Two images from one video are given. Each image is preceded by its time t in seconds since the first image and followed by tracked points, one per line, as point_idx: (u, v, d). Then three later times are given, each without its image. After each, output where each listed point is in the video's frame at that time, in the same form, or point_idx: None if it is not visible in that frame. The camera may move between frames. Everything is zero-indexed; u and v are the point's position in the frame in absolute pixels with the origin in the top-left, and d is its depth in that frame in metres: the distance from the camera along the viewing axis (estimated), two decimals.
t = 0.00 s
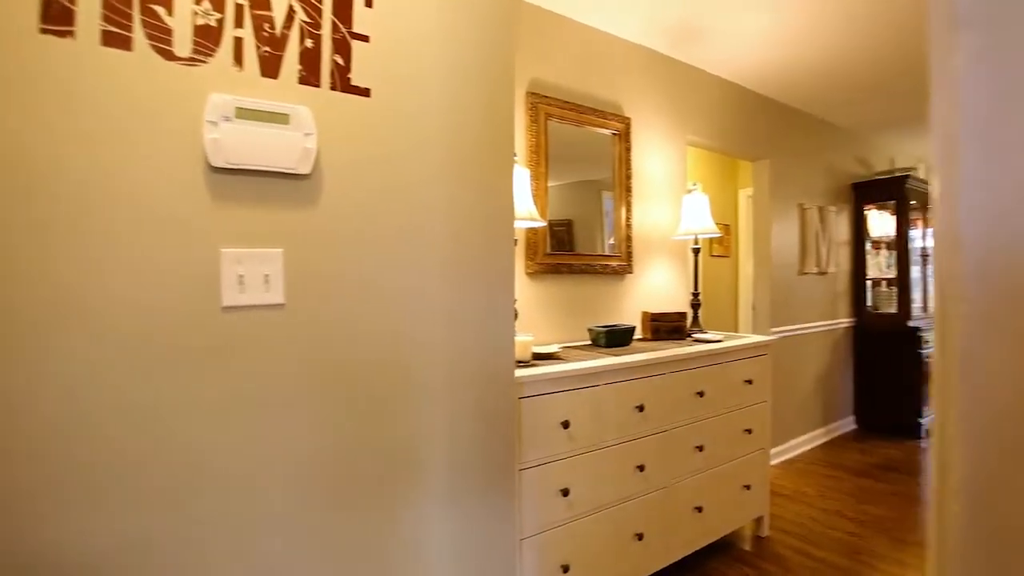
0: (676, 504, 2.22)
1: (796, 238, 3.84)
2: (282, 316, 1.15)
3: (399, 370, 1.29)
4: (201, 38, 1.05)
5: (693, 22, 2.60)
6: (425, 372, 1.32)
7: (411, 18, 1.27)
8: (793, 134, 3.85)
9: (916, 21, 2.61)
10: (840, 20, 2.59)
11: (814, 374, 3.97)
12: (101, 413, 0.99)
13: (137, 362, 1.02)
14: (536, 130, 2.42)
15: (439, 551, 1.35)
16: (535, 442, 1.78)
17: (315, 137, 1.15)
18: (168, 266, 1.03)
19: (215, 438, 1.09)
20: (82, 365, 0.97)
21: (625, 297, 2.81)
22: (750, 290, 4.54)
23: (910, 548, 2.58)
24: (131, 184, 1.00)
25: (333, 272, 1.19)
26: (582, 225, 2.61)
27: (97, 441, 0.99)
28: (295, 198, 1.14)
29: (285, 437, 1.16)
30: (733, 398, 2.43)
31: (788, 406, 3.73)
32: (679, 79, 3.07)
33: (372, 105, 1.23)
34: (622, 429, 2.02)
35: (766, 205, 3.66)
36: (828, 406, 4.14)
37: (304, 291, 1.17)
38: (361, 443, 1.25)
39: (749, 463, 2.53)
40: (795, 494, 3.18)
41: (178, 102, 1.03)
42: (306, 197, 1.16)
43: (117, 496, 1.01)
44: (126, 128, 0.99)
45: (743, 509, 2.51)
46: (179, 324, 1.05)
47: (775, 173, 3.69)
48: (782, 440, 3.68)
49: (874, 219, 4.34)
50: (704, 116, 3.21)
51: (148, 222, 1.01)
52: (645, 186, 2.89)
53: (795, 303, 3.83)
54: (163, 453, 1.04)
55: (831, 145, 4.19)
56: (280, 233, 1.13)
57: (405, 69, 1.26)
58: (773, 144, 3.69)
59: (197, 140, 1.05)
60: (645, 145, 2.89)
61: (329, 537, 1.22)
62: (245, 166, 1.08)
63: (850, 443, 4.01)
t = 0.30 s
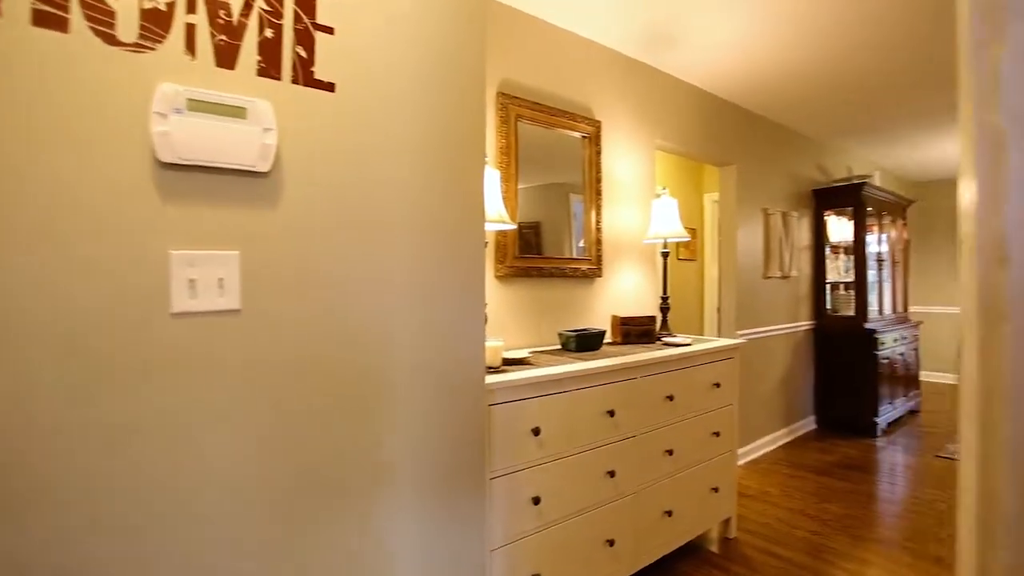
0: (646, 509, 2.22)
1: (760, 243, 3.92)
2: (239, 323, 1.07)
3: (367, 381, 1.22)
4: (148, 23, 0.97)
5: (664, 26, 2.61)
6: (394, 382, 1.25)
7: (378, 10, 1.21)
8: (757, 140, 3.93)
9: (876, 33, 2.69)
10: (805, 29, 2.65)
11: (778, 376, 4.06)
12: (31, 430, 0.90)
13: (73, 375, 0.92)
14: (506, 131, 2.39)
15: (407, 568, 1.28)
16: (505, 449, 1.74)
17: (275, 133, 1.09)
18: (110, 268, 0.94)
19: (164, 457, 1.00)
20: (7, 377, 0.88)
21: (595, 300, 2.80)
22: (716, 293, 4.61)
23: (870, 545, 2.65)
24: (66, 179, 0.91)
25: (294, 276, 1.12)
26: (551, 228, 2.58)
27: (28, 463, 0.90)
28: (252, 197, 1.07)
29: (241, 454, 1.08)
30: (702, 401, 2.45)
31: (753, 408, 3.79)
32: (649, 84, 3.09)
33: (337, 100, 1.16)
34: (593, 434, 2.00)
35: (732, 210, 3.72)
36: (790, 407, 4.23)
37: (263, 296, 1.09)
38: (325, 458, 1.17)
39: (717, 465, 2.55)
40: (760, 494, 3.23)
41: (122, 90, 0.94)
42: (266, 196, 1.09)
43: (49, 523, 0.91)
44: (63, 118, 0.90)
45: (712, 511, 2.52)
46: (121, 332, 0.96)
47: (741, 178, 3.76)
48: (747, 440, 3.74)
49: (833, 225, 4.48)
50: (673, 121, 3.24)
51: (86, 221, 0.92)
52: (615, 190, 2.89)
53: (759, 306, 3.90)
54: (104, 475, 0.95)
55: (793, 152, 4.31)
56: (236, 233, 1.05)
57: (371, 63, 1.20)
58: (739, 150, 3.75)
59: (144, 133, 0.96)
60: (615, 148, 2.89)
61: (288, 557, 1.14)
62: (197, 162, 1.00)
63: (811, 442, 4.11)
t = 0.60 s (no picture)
0: (620, 514, 2.20)
1: (729, 246, 3.98)
2: (196, 332, 0.98)
3: (336, 394, 1.14)
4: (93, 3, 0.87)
5: (638, 28, 2.61)
6: (365, 395, 1.18)
7: None
8: (726, 145, 4.00)
9: (840, 41, 2.76)
10: (774, 36, 2.70)
11: (745, 377, 4.13)
12: None
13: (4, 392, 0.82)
14: (479, 130, 2.34)
15: None
16: (478, 458, 1.69)
17: (235, 126, 1.01)
18: (49, 272, 0.85)
19: (110, 482, 0.91)
20: None
21: (567, 303, 2.78)
22: (685, 295, 4.67)
23: (835, 543, 2.71)
24: None
25: (257, 280, 1.04)
26: (522, 230, 2.54)
27: None
28: (211, 195, 0.99)
29: (198, 478, 0.98)
30: (673, 405, 2.45)
31: (721, 409, 3.84)
32: (621, 87, 3.09)
33: (305, 94, 1.09)
34: (567, 441, 1.98)
35: (702, 214, 3.77)
36: (757, 408, 4.30)
37: (223, 303, 1.01)
38: (292, 478, 1.09)
39: (689, 468, 2.55)
40: (729, 495, 3.27)
41: (61, 75, 0.85)
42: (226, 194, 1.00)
43: None
44: None
45: (684, 514, 2.53)
46: (60, 343, 0.86)
47: (710, 183, 3.81)
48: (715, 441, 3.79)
49: (797, 229, 4.59)
50: (644, 124, 3.26)
51: (20, 219, 0.83)
52: (588, 192, 2.88)
53: (728, 309, 3.96)
54: (29, 509, 0.84)
55: (759, 157, 4.39)
56: (193, 234, 0.97)
57: (341, 55, 1.13)
58: (709, 155, 3.81)
59: (87, 123, 0.87)
60: (588, 151, 2.88)
61: None
62: (150, 157, 0.91)
63: (777, 442, 4.19)
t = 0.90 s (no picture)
0: (595, 519, 2.18)
1: (700, 249, 4.02)
2: (150, 342, 0.90)
3: (303, 403, 1.07)
4: None
5: (613, 29, 2.61)
6: (337, 404, 1.12)
7: None
8: (698, 149, 4.05)
9: (809, 48, 2.82)
10: (745, 41, 2.73)
11: (715, 379, 4.18)
12: None
13: None
14: (453, 130, 2.29)
15: None
16: (451, 466, 1.65)
17: (193, 120, 0.94)
18: None
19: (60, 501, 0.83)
20: None
21: (541, 306, 2.75)
22: (657, 297, 4.71)
23: (803, 541, 2.75)
24: None
25: (218, 284, 0.97)
26: (494, 231, 2.50)
27: None
28: (166, 193, 0.91)
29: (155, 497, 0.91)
30: (648, 408, 2.45)
31: (693, 410, 3.87)
32: (596, 89, 3.09)
33: (271, 88, 1.03)
34: (542, 447, 1.94)
35: (674, 216, 3.80)
36: (726, 409, 4.36)
37: (181, 308, 0.93)
38: (258, 494, 1.02)
39: (662, 471, 2.55)
40: (701, 496, 3.30)
41: None
42: (182, 192, 0.93)
43: None
44: None
45: (658, 517, 2.52)
46: None
47: (682, 186, 3.84)
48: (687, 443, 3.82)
49: (765, 232, 4.68)
50: (618, 127, 3.26)
51: None
52: (563, 194, 2.86)
53: (699, 311, 4.00)
54: (29, 509, 0.81)
55: (729, 162, 4.47)
56: (146, 235, 0.89)
57: (310, 48, 1.07)
58: (681, 158, 3.84)
59: (24, 113, 0.79)
60: (563, 153, 2.86)
61: None
62: (98, 151, 0.84)
63: (746, 442, 4.26)
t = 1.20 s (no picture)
0: (572, 523, 2.16)
1: (674, 250, 4.06)
2: (103, 346, 0.83)
3: (275, 407, 1.02)
4: None
5: (590, 29, 2.60)
6: (311, 410, 1.07)
7: None
8: (672, 151, 4.08)
9: (781, 52, 2.86)
10: (719, 43, 2.76)
11: (688, 379, 4.22)
12: None
13: None
14: (428, 128, 2.25)
15: None
16: (427, 473, 1.60)
17: (150, 109, 0.87)
18: None
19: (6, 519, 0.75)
20: None
21: (517, 307, 2.72)
22: (631, 298, 4.74)
23: (775, 539, 2.78)
24: None
25: (178, 285, 0.91)
26: (469, 232, 2.46)
27: None
28: (119, 187, 0.84)
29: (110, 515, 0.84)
30: (624, 410, 2.44)
31: (667, 411, 3.90)
32: (572, 90, 3.08)
33: (235, 78, 0.97)
34: (519, 451, 1.91)
35: (648, 218, 3.82)
36: (699, 409, 4.40)
37: (138, 312, 0.86)
38: (226, 508, 0.96)
39: (638, 473, 2.55)
40: (675, 496, 3.32)
41: None
42: (136, 187, 0.86)
43: None
44: None
45: (634, 519, 2.52)
46: None
47: (656, 187, 3.87)
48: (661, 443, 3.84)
49: (736, 234, 4.74)
50: (594, 128, 3.26)
51: None
52: (539, 194, 2.84)
53: (672, 312, 4.03)
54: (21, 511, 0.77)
55: (702, 165, 4.52)
56: (97, 231, 0.82)
57: (279, 37, 1.02)
58: (656, 160, 3.87)
59: None
60: (539, 153, 2.84)
61: None
62: (42, 140, 0.77)
63: (718, 442, 4.31)
